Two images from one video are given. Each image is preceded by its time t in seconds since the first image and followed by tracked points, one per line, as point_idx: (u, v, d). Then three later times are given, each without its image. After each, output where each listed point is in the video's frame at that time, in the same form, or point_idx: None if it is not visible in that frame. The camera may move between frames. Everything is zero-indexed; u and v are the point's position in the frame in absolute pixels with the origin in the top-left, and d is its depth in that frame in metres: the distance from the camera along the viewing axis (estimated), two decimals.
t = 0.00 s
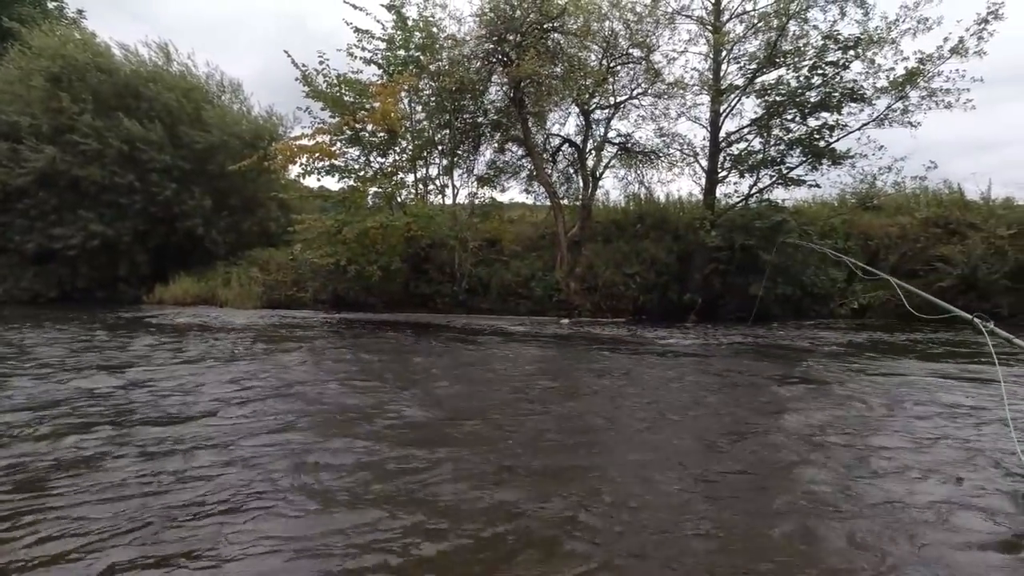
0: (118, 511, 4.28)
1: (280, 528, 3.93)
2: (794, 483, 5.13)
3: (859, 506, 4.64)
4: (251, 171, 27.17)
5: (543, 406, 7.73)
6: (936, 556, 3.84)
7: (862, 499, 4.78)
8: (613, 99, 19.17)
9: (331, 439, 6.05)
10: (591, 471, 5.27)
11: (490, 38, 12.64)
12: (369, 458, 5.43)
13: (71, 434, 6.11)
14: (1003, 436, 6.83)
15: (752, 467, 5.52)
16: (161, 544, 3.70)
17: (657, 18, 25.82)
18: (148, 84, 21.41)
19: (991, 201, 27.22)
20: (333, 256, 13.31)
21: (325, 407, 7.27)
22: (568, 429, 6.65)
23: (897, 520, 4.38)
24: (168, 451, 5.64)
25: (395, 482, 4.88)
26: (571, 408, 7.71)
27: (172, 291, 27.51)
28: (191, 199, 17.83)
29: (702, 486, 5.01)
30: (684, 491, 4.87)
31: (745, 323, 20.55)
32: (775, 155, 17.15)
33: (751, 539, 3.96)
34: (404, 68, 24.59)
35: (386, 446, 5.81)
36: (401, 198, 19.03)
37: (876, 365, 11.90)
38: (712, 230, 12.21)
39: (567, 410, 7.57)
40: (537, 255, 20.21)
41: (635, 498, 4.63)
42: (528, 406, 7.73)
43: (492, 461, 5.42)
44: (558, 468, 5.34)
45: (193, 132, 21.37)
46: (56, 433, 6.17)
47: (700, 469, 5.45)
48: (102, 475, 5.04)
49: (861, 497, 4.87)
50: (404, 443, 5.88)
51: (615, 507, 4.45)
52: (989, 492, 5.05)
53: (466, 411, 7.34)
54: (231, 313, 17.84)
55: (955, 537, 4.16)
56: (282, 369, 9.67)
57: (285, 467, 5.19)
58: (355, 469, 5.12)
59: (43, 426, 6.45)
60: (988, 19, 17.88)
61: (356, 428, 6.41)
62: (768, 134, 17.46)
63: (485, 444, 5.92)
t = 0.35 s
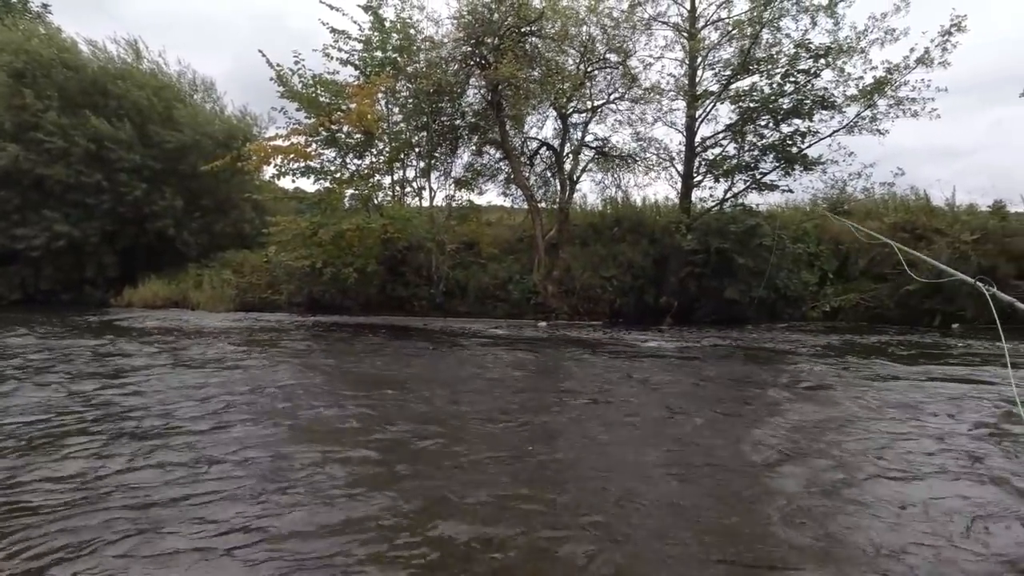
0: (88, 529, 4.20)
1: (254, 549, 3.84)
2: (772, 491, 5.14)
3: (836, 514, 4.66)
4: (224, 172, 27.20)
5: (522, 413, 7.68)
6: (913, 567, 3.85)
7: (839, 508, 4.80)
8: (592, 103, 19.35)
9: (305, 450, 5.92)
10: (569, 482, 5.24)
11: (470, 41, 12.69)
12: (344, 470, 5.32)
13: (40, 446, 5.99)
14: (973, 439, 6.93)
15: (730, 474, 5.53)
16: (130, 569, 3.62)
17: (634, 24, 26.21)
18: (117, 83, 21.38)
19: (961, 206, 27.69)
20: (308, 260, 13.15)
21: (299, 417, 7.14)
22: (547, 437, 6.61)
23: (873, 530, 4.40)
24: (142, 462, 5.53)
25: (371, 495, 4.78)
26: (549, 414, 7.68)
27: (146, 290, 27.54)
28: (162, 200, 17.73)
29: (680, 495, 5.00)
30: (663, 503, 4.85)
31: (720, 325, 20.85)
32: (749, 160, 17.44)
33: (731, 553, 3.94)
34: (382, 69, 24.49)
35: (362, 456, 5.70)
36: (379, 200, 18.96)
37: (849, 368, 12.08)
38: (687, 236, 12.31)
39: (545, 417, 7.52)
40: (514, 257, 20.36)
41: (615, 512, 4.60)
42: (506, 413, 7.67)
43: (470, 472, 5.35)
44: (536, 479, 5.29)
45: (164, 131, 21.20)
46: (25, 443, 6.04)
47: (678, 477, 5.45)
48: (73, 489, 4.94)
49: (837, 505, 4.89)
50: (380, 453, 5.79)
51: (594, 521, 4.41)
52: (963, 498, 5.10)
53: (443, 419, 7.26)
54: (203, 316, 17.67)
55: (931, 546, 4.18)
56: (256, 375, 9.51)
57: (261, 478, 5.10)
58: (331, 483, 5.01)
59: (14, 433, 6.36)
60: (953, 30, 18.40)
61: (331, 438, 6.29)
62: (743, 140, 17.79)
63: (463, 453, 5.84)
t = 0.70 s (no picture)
0: (64, 536, 4.10)
1: (233, 559, 3.76)
2: (761, 495, 5.10)
3: (826, 519, 4.62)
4: (205, 175, 27.15)
5: (508, 417, 7.58)
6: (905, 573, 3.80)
7: (828, 512, 4.76)
8: (576, 109, 19.44)
9: (287, 457, 5.78)
10: (557, 487, 5.16)
11: (454, 47, 12.65)
12: (326, 478, 5.18)
13: (14, 449, 5.94)
14: (958, 441, 6.95)
15: (707, 476, 5.54)
16: (98, 570, 3.61)
17: (618, 30, 26.41)
18: (94, 84, 21.32)
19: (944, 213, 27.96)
20: (290, 263, 13.00)
21: (280, 422, 6.99)
22: (533, 441, 6.53)
23: (863, 535, 4.36)
24: (121, 469, 5.42)
25: (354, 504, 4.66)
26: (535, 417, 7.60)
27: (128, 291, 27.63)
28: (141, 202, 17.58)
29: (669, 501, 4.94)
30: (651, 508, 4.79)
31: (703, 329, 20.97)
32: (732, 166, 17.60)
33: (721, 560, 3.87)
34: (366, 72, 24.42)
35: (344, 463, 5.57)
36: (363, 204, 18.87)
37: (833, 371, 12.14)
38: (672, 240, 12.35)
39: (532, 421, 7.45)
40: (499, 262, 20.36)
41: (603, 519, 4.52)
42: (492, 417, 7.57)
43: (456, 478, 5.25)
44: (523, 485, 5.20)
45: (142, 133, 21.05)
46: None
47: (666, 482, 5.39)
48: (46, 494, 4.87)
49: (826, 510, 4.85)
50: (364, 460, 5.67)
51: (583, 528, 4.33)
52: (950, 502, 5.08)
53: (428, 424, 7.14)
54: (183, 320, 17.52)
55: (921, 552, 4.14)
56: (237, 380, 9.34)
57: (237, 482, 5.07)
58: (312, 490, 4.89)
59: None
60: (930, 39, 18.75)
61: (314, 444, 6.15)
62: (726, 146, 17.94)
63: (448, 458, 5.74)
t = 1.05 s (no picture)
0: (50, 544, 4.00)
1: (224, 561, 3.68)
2: (746, 497, 5.09)
3: (812, 521, 4.61)
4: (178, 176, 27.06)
5: (490, 420, 7.50)
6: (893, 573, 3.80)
7: (814, 513, 4.76)
8: (555, 113, 19.52)
9: (265, 461, 5.63)
10: (544, 489, 5.08)
11: (433, 49, 12.57)
12: (307, 483, 5.05)
13: None
14: (935, 440, 7.03)
15: (682, 476, 5.56)
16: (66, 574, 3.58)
17: (598, 35, 26.58)
18: (62, 83, 21.20)
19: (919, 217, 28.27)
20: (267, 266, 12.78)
21: (258, 427, 6.83)
22: (516, 444, 6.46)
23: (849, 535, 4.36)
24: (99, 474, 5.29)
25: (337, 510, 4.53)
26: (518, 420, 7.51)
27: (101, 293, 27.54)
28: (113, 204, 17.32)
29: (647, 501, 4.94)
30: (639, 512, 4.74)
31: (681, 332, 21.14)
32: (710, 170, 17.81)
33: (711, 562, 3.83)
34: (345, 74, 24.27)
35: (324, 468, 5.44)
36: (341, 207, 18.71)
37: (810, 372, 12.29)
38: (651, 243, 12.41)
39: (515, 423, 7.38)
40: (479, 265, 20.29)
41: (591, 522, 4.47)
42: (475, 421, 7.48)
43: (440, 483, 5.16)
44: (509, 489, 5.13)
45: (113, 133, 20.74)
46: None
47: (653, 485, 5.35)
48: (14, 498, 4.80)
49: (811, 511, 4.87)
50: (346, 464, 5.54)
51: (570, 533, 4.27)
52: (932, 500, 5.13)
53: (409, 427, 7.03)
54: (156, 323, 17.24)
55: (908, 550, 4.14)
56: (213, 385, 9.14)
57: (210, 484, 5.02)
58: (292, 497, 4.74)
59: None
60: (900, 48, 19.23)
61: (293, 449, 6.00)
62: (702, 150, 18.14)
63: (431, 462, 5.64)
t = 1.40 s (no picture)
0: (11, 550, 3.86)
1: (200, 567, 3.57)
2: (725, 495, 5.08)
3: (790, 518, 4.62)
4: (144, 176, 26.95)
5: (466, 422, 7.39)
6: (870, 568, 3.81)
7: (791, 510, 4.78)
8: (528, 115, 19.53)
9: (234, 466, 5.45)
10: (522, 491, 5.04)
11: (406, 49, 12.40)
12: (279, 488, 4.90)
13: None
14: (906, 438, 7.14)
15: (659, 475, 5.57)
16: None
17: (573, 38, 26.71)
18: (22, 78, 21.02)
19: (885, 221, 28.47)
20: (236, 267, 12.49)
21: (228, 430, 6.63)
22: (494, 445, 6.38)
23: (827, 531, 4.37)
24: (63, 480, 5.10)
25: (310, 516, 4.39)
26: (495, 422, 7.42)
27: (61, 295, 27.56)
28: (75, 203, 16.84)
29: (624, 500, 4.94)
30: (619, 512, 4.69)
31: (655, 333, 21.28)
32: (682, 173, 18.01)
33: (688, 561, 3.83)
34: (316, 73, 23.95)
35: (297, 472, 5.28)
36: (313, 207, 18.42)
37: (782, 372, 12.45)
38: (625, 245, 12.47)
39: (493, 425, 7.29)
40: (453, 266, 20.13)
41: (571, 523, 4.41)
42: (451, 423, 7.37)
43: (417, 486, 5.05)
44: (488, 491, 5.03)
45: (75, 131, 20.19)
46: None
47: (631, 486, 5.32)
48: None
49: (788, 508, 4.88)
50: (319, 468, 5.39)
51: (549, 534, 4.20)
52: (905, 496, 5.18)
53: (384, 430, 6.88)
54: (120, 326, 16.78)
55: (885, 545, 4.16)
56: (180, 388, 8.87)
57: (180, 487, 4.88)
58: (264, 503, 4.59)
59: None
60: (865, 56, 19.72)
61: (264, 453, 5.82)
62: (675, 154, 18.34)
63: (407, 464, 5.53)
